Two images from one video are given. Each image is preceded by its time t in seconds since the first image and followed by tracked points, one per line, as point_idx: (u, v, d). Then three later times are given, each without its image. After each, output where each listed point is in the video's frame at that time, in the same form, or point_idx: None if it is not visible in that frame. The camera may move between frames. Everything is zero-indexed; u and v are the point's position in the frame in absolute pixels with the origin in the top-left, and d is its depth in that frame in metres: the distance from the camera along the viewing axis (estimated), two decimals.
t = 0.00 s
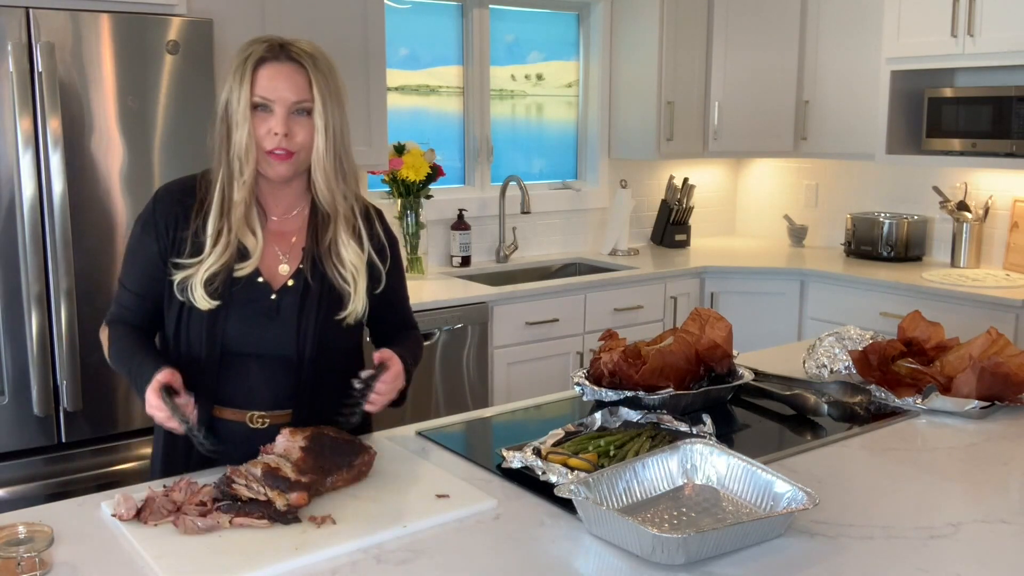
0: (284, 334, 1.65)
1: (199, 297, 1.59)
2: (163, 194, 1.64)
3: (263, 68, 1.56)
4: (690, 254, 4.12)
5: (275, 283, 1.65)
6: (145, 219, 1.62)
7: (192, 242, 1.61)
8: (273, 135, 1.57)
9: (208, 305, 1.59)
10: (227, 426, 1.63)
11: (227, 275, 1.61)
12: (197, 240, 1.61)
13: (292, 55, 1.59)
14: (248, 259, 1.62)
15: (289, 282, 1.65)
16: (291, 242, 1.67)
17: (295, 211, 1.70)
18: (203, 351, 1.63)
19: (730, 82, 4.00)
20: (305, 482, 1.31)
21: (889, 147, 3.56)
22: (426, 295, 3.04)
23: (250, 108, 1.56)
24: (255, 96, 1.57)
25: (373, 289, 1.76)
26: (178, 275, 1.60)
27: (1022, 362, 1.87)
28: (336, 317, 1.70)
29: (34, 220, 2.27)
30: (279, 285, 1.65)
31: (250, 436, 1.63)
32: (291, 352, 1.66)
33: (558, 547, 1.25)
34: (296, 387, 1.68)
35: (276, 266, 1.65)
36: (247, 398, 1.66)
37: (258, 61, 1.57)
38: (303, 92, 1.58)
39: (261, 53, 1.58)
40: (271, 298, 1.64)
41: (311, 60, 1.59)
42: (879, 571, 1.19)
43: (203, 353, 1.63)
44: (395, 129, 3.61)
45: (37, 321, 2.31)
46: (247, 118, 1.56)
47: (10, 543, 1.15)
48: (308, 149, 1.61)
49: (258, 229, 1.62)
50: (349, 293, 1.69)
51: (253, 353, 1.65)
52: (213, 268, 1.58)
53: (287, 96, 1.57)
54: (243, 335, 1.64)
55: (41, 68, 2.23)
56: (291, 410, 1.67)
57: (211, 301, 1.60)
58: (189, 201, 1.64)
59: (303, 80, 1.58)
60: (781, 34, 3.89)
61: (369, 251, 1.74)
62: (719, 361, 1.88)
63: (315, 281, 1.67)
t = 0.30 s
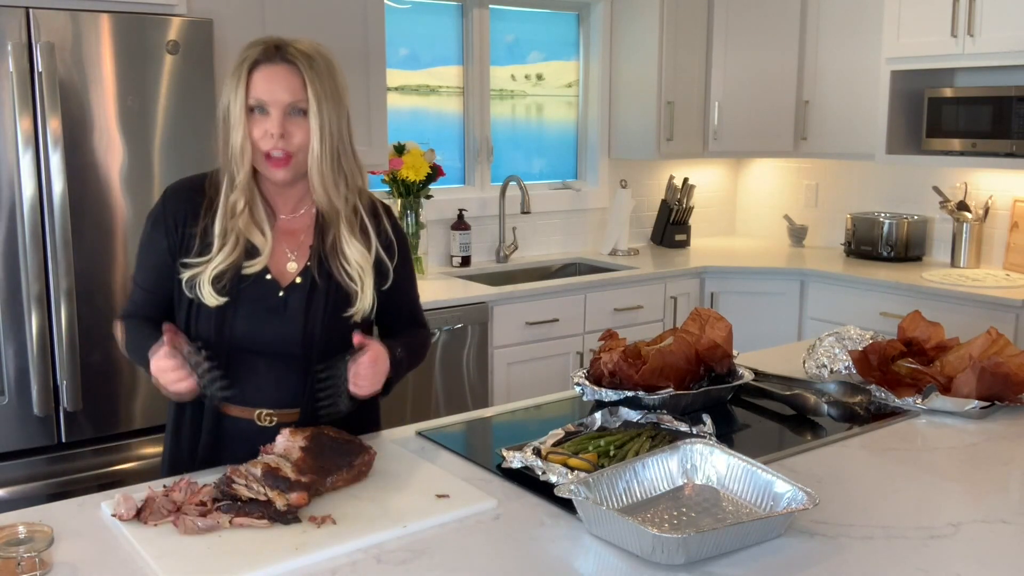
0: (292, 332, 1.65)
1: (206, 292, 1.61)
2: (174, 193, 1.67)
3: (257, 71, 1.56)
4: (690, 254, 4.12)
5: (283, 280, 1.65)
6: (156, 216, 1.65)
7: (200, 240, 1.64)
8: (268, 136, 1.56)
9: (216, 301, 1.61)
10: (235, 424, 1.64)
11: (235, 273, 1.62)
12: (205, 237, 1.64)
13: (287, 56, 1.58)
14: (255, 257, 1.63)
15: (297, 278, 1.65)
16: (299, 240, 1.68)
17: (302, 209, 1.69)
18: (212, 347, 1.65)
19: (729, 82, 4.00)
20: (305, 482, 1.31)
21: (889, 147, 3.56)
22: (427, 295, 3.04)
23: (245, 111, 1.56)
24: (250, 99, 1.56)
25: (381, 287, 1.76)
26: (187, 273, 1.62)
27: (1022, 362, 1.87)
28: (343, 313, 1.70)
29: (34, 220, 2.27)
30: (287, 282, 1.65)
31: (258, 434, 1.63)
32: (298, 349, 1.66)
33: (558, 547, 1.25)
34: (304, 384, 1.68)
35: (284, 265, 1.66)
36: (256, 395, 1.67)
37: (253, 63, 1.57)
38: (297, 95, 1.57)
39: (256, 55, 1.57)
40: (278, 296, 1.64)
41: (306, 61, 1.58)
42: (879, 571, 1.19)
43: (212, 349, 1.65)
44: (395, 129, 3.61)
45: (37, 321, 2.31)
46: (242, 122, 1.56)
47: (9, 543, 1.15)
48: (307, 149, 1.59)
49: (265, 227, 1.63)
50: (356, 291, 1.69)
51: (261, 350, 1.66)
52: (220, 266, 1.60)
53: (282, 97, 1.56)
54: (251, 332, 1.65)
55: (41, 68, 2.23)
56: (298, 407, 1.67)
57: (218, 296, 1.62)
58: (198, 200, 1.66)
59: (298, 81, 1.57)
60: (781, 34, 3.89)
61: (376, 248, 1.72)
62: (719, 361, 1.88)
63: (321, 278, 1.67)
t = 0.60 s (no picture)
0: (293, 328, 1.66)
1: (208, 288, 1.60)
2: (179, 192, 1.66)
3: (265, 85, 1.54)
4: (690, 254, 4.12)
5: (284, 276, 1.66)
6: (160, 215, 1.64)
7: (204, 239, 1.63)
8: (276, 150, 1.55)
9: (217, 296, 1.61)
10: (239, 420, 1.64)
11: (238, 269, 1.63)
12: (208, 235, 1.63)
13: (295, 67, 1.56)
14: (258, 254, 1.63)
15: (298, 275, 1.66)
16: (300, 237, 1.68)
17: (305, 207, 1.69)
18: (213, 343, 1.65)
19: (729, 82, 4.00)
20: (305, 482, 1.32)
21: (889, 147, 3.56)
22: (427, 295, 3.04)
23: (254, 125, 1.55)
24: (259, 113, 1.55)
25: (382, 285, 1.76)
26: (189, 270, 1.61)
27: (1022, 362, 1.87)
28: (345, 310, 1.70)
29: (34, 220, 2.27)
30: (288, 279, 1.66)
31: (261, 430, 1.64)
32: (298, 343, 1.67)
33: (559, 547, 1.25)
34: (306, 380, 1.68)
35: (285, 261, 1.66)
36: (257, 391, 1.67)
37: (261, 75, 1.54)
38: (306, 109, 1.56)
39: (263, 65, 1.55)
40: (280, 291, 1.65)
41: (314, 74, 1.56)
42: (879, 571, 1.19)
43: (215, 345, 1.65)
44: (395, 129, 3.61)
45: (37, 321, 2.31)
46: (251, 135, 1.55)
47: (9, 544, 1.15)
48: (313, 160, 1.59)
49: (270, 226, 1.63)
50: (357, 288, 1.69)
51: (262, 345, 1.67)
52: (222, 263, 1.59)
53: (290, 113, 1.54)
54: (253, 326, 1.66)
55: (41, 68, 2.23)
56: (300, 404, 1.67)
57: (219, 292, 1.61)
58: (202, 199, 1.66)
59: (307, 95, 1.56)
60: (781, 34, 3.89)
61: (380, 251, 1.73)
62: (719, 361, 1.88)
63: (322, 274, 1.67)
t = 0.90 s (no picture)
0: (293, 322, 1.67)
1: (209, 283, 1.59)
2: (181, 188, 1.66)
3: (269, 90, 1.53)
4: (690, 254, 4.12)
5: (284, 272, 1.66)
6: (161, 211, 1.62)
7: (206, 233, 1.62)
8: (277, 155, 1.55)
9: (218, 290, 1.60)
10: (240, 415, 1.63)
11: (237, 264, 1.62)
12: (210, 229, 1.62)
13: (299, 72, 1.55)
14: (260, 250, 1.64)
15: (298, 271, 1.66)
16: (300, 233, 1.68)
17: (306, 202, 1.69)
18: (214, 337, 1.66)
19: (729, 82, 4.00)
20: (305, 482, 1.32)
21: (889, 147, 3.56)
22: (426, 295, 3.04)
23: (256, 130, 1.54)
24: (261, 118, 1.54)
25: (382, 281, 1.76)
26: (191, 264, 1.60)
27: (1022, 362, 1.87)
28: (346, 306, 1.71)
29: (34, 220, 2.27)
30: (288, 274, 1.66)
31: (261, 426, 1.64)
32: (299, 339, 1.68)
33: (558, 547, 1.25)
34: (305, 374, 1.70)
35: (285, 256, 1.66)
36: (255, 385, 1.70)
37: (265, 80, 1.53)
38: (308, 117, 1.55)
39: (267, 69, 1.54)
40: (280, 286, 1.65)
41: (318, 82, 1.55)
42: (879, 571, 1.19)
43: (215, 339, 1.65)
44: (395, 129, 3.61)
45: (37, 321, 2.31)
46: (252, 141, 1.54)
47: (10, 544, 1.15)
48: (313, 166, 1.59)
49: (270, 221, 1.63)
50: (358, 284, 1.70)
51: (262, 340, 1.68)
52: (223, 257, 1.59)
53: (292, 120, 1.54)
54: (253, 321, 1.66)
55: (41, 68, 2.23)
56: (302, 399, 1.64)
57: (220, 287, 1.60)
58: (203, 194, 1.65)
59: (310, 103, 1.55)
60: (781, 34, 3.89)
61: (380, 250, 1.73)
62: (719, 361, 1.88)
63: (321, 271, 1.68)
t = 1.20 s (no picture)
0: (281, 325, 1.66)
1: (199, 285, 1.59)
2: (174, 189, 1.66)
3: (260, 89, 1.53)
4: (690, 254, 4.12)
5: (273, 274, 1.66)
6: (155, 211, 1.62)
7: (197, 235, 1.62)
8: (267, 154, 1.54)
9: (207, 292, 1.60)
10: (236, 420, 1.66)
11: (227, 265, 1.62)
12: (201, 231, 1.62)
13: (291, 72, 1.54)
14: (249, 252, 1.64)
15: (287, 273, 1.67)
16: (290, 235, 1.69)
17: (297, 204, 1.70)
18: (203, 336, 1.66)
19: (730, 82, 4.00)
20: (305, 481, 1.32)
21: (889, 147, 3.56)
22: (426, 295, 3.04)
23: (247, 128, 1.54)
24: (252, 117, 1.54)
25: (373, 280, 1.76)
26: (181, 265, 1.60)
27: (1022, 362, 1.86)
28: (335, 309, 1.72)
29: (34, 220, 2.27)
30: (278, 276, 1.66)
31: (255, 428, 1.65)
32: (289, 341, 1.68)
33: (558, 547, 1.25)
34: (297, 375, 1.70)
35: (274, 259, 1.67)
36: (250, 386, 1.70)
37: (257, 80, 1.53)
38: (300, 117, 1.55)
39: (260, 68, 1.54)
40: (269, 289, 1.65)
41: (310, 81, 1.55)
42: (879, 571, 1.19)
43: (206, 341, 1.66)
44: (395, 129, 3.61)
45: (37, 321, 2.31)
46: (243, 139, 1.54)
47: (10, 544, 1.15)
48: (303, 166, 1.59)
49: (260, 221, 1.64)
50: (348, 287, 1.70)
51: (252, 342, 1.68)
52: (212, 258, 1.59)
53: (284, 120, 1.54)
54: (243, 323, 1.66)
55: (41, 69, 2.23)
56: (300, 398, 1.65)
57: (210, 288, 1.60)
58: (195, 195, 1.65)
59: (301, 103, 1.55)
60: (781, 34, 3.89)
61: (371, 251, 1.72)
62: (719, 361, 1.88)
63: (310, 273, 1.68)
